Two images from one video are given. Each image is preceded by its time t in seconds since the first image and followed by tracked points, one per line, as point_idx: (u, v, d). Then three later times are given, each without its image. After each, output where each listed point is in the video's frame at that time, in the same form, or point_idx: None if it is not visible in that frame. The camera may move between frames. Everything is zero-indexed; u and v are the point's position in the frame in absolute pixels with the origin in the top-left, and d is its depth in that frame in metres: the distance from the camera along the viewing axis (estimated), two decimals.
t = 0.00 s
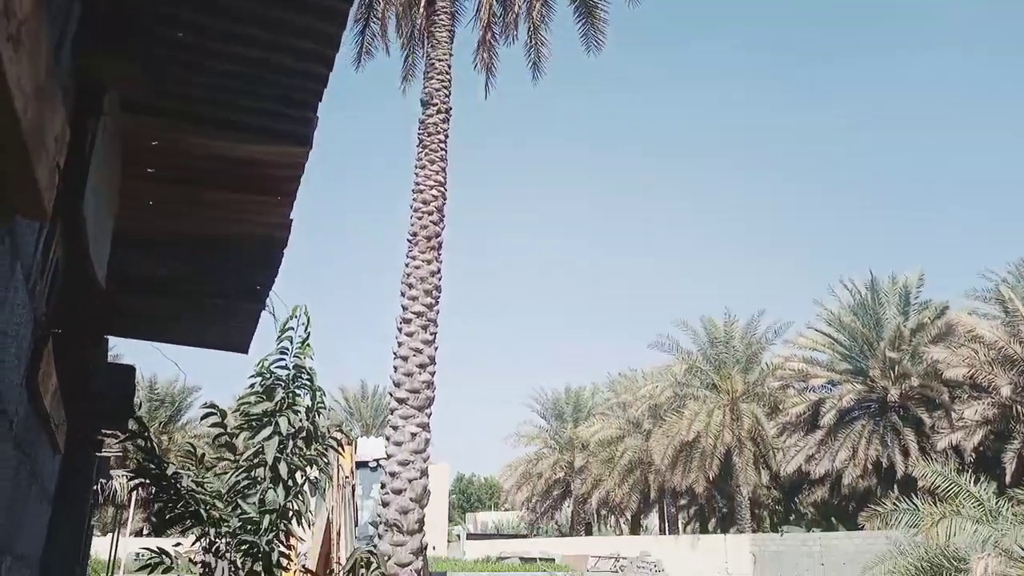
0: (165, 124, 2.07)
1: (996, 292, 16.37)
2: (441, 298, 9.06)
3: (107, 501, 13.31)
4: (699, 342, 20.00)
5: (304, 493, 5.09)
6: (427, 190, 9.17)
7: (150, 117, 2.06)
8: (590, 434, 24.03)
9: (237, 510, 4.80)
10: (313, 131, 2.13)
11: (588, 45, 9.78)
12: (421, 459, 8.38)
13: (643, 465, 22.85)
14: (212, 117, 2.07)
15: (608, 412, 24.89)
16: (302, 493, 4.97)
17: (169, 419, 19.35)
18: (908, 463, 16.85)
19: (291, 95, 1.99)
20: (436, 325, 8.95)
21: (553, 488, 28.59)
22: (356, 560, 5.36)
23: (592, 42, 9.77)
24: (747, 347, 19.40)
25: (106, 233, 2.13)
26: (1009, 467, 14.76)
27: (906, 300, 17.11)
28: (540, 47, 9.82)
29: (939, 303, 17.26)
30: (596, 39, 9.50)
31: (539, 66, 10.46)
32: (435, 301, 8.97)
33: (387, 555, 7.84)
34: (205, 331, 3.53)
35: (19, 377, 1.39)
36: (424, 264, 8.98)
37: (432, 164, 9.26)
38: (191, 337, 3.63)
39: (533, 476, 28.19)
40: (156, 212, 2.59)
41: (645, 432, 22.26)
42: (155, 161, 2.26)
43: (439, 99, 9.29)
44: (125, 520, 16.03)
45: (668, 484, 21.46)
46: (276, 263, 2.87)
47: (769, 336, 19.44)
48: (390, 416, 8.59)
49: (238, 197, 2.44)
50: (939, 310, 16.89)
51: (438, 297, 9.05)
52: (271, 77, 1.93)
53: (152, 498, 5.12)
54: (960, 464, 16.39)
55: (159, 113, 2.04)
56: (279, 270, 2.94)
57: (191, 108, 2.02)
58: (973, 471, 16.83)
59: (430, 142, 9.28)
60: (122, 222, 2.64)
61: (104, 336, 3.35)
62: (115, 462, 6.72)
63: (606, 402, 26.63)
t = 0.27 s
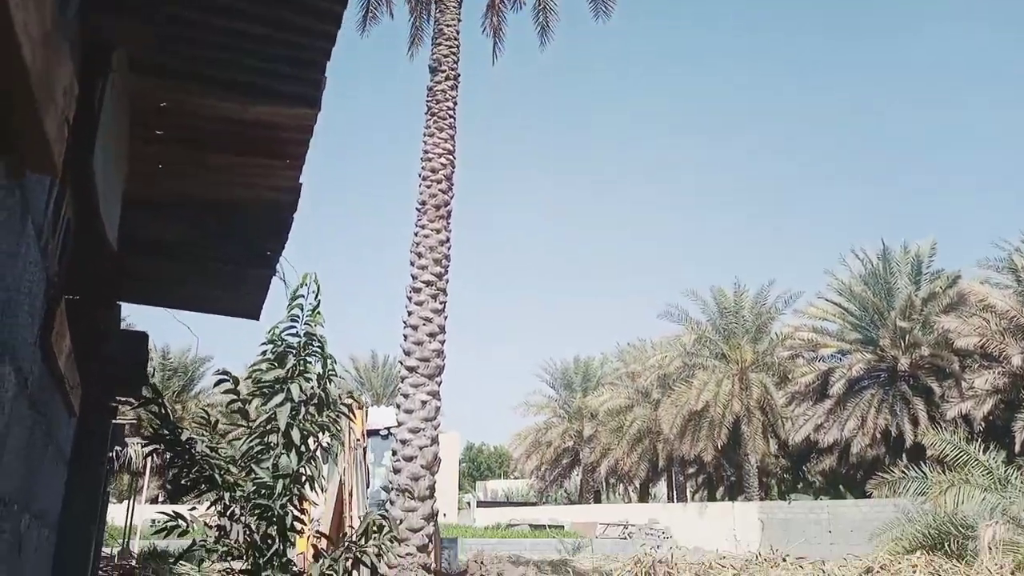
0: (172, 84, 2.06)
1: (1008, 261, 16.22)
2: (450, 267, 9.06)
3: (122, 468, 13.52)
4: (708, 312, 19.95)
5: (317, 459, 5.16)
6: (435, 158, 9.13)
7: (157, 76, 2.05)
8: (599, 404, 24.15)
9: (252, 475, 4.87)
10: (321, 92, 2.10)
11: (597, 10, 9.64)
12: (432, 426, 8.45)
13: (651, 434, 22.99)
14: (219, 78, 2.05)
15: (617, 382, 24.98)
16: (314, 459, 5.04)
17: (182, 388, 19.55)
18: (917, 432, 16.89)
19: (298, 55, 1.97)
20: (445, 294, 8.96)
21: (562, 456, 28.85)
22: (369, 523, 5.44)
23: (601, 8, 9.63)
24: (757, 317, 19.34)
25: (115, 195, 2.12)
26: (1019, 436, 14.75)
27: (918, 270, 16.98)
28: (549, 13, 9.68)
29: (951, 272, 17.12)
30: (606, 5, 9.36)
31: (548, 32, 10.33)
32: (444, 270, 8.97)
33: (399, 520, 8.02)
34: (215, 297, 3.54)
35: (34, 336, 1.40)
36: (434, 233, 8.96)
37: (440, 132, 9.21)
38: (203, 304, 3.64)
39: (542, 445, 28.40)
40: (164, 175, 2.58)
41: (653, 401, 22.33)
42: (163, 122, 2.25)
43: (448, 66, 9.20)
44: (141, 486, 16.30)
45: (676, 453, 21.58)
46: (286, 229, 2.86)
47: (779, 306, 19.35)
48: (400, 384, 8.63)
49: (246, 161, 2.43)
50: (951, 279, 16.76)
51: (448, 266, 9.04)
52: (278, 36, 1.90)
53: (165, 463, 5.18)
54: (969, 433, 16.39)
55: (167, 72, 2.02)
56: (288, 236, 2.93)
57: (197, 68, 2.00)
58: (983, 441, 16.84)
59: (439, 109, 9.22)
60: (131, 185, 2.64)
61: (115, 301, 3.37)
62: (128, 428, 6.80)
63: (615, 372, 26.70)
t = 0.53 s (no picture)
0: (175, 44, 2.04)
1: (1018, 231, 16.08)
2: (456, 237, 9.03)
3: (132, 437, 13.68)
4: (713, 283, 19.91)
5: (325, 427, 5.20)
6: (441, 127, 9.07)
7: (160, 36, 2.03)
8: (604, 375, 24.22)
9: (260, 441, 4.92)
10: (325, 53, 2.07)
11: None
12: (438, 395, 8.49)
13: (656, 405, 23.08)
14: (222, 37, 2.02)
15: (622, 353, 25.02)
16: (322, 426, 5.09)
17: (190, 359, 19.66)
18: (922, 402, 16.92)
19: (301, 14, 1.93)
20: (451, 264, 8.94)
21: (568, 427, 29.03)
22: (376, 489, 5.52)
23: None
24: (762, 288, 19.28)
25: (120, 156, 2.11)
26: None
27: (925, 240, 16.83)
28: None
29: (960, 242, 16.98)
30: None
31: None
32: (450, 240, 8.94)
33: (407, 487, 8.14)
34: (221, 264, 3.54)
35: (40, 294, 1.40)
36: (439, 203, 8.92)
37: (446, 100, 9.15)
38: (209, 271, 3.65)
39: (548, 415, 28.57)
40: (169, 139, 2.57)
41: (658, 373, 22.37)
42: (166, 83, 2.24)
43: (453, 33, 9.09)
44: (151, 456, 16.52)
45: (681, 423, 21.69)
46: (291, 195, 2.85)
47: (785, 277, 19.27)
48: (407, 354, 8.65)
49: (251, 124, 2.41)
50: (959, 250, 16.63)
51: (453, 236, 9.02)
52: None
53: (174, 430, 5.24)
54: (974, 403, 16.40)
55: (170, 32, 2.01)
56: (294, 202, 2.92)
57: (199, 27, 1.98)
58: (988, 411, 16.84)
59: (444, 78, 9.14)
60: (136, 149, 2.63)
61: (122, 269, 3.37)
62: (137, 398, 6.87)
63: (620, 343, 26.73)
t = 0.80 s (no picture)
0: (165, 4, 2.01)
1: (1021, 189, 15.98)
2: (456, 204, 8.98)
3: (139, 409, 13.80)
4: (715, 247, 19.87)
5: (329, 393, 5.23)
6: (438, 92, 8.97)
7: None
8: (606, 340, 24.31)
9: (265, 408, 4.96)
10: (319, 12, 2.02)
11: None
12: (441, 362, 8.53)
13: (658, 369, 23.20)
14: None
15: (624, 318, 25.07)
16: (326, 392, 5.13)
17: (194, 330, 19.74)
18: (923, 361, 16.99)
19: None
20: (451, 231, 8.92)
21: (571, 392, 29.23)
22: (381, 453, 5.58)
23: None
24: (764, 251, 19.26)
25: (113, 119, 2.09)
26: None
27: (927, 200, 16.73)
28: None
29: (962, 201, 16.88)
30: None
31: None
32: (450, 207, 8.90)
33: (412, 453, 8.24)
34: (219, 231, 3.53)
35: (38, 255, 1.40)
36: (438, 169, 8.86)
37: (443, 65, 9.04)
38: (208, 238, 3.63)
39: (551, 381, 28.73)
40: (162, 103, 2.54)
41: (661, 337, 22.42)
42: (158, 45, 2.21)
43: None
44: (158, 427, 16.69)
45: (683, 387, 21.81)
46: (287, 160, 2.82)
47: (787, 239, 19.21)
48: (409, 322, 8.67)
49: (245, 87, 2.38)
50: (961, 208, 16.56)
51: (453, 202, 8.98)
52: None
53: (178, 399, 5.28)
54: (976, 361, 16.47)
55: None
56: (291, 167, 2.89)
57: None
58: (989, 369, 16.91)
59: (441, 42, 9.02)
60: (130, 115, 2.61)
61: (120, 236, 3.37)
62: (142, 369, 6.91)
63: (623, 308, 26.77)
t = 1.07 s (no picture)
0: None
1: None
2: (458, 167, 8.92)
3: (146, 376, 13.91)
4: (719, 210, 19.76)
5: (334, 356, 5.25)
6: (439, 53, 8.85)
7: None
8: (610, 304, 24.32)
9: (270, 370, 5.00)
10: None
11: None
12: (446, 326, 8.55)
13: (662, 332, 23.26)
14: None
15: (628, 282, 25.05)
16: (331, 355, 5.16)
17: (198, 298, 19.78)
18: (927, 321, 17.00)
19: None
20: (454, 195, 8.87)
21: (574, 356, 29.35)
22: (386, 415, 5.63)
23: None
24: (768, 213, 19.16)
25: (108, 75, 2.07)
26: None
27: (933, 160, 16.62)
28: None
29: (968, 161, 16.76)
30: None
31: None
32: (453, 170, 8.84)
33: (417, 416, 8.32)
34: (221, 193, 3.51)
35: (35, 209, 1.40)
36: (440, 132, 8.79)
37: (444, 26, 8.91)
38: (208, 200, 3.61)
39: (555, 345, 28.84)
40: (156, 61, 2.51)
41: (664, 301, 22.43)
42: None
43: None
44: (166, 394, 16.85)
45: (687, 350, 21.86)
46: (285, 119, 2.80)
47: (791, 201, 19.08)
48: (413, 286, 8.66)
49: (241, 44, 2.34)
50: (967, 168, 16.45)
51: (456, 165, 8.91)
52: None
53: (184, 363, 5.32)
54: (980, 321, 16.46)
55: None
56: (289, 126, 2.86)
57: None
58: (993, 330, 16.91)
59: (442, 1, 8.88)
60: (125, 73, 2.57)
61: (122, 200, 3.36)
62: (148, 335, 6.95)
63: (626, 272, 26.74)
